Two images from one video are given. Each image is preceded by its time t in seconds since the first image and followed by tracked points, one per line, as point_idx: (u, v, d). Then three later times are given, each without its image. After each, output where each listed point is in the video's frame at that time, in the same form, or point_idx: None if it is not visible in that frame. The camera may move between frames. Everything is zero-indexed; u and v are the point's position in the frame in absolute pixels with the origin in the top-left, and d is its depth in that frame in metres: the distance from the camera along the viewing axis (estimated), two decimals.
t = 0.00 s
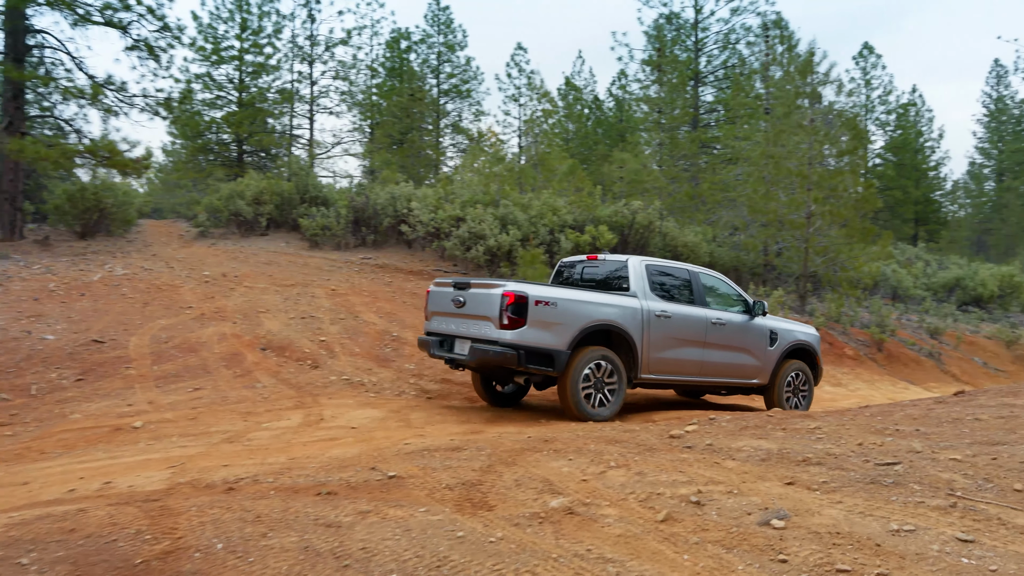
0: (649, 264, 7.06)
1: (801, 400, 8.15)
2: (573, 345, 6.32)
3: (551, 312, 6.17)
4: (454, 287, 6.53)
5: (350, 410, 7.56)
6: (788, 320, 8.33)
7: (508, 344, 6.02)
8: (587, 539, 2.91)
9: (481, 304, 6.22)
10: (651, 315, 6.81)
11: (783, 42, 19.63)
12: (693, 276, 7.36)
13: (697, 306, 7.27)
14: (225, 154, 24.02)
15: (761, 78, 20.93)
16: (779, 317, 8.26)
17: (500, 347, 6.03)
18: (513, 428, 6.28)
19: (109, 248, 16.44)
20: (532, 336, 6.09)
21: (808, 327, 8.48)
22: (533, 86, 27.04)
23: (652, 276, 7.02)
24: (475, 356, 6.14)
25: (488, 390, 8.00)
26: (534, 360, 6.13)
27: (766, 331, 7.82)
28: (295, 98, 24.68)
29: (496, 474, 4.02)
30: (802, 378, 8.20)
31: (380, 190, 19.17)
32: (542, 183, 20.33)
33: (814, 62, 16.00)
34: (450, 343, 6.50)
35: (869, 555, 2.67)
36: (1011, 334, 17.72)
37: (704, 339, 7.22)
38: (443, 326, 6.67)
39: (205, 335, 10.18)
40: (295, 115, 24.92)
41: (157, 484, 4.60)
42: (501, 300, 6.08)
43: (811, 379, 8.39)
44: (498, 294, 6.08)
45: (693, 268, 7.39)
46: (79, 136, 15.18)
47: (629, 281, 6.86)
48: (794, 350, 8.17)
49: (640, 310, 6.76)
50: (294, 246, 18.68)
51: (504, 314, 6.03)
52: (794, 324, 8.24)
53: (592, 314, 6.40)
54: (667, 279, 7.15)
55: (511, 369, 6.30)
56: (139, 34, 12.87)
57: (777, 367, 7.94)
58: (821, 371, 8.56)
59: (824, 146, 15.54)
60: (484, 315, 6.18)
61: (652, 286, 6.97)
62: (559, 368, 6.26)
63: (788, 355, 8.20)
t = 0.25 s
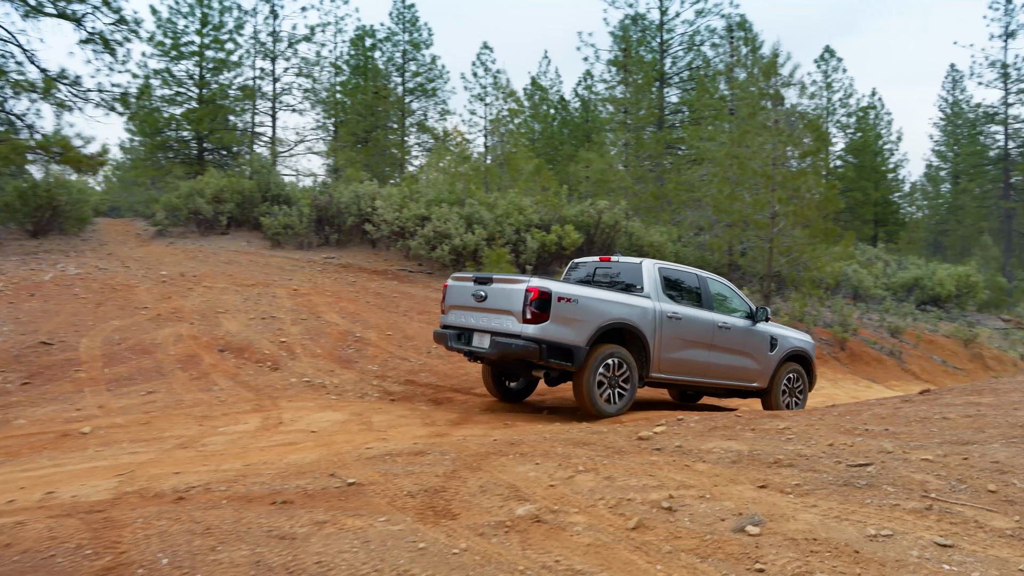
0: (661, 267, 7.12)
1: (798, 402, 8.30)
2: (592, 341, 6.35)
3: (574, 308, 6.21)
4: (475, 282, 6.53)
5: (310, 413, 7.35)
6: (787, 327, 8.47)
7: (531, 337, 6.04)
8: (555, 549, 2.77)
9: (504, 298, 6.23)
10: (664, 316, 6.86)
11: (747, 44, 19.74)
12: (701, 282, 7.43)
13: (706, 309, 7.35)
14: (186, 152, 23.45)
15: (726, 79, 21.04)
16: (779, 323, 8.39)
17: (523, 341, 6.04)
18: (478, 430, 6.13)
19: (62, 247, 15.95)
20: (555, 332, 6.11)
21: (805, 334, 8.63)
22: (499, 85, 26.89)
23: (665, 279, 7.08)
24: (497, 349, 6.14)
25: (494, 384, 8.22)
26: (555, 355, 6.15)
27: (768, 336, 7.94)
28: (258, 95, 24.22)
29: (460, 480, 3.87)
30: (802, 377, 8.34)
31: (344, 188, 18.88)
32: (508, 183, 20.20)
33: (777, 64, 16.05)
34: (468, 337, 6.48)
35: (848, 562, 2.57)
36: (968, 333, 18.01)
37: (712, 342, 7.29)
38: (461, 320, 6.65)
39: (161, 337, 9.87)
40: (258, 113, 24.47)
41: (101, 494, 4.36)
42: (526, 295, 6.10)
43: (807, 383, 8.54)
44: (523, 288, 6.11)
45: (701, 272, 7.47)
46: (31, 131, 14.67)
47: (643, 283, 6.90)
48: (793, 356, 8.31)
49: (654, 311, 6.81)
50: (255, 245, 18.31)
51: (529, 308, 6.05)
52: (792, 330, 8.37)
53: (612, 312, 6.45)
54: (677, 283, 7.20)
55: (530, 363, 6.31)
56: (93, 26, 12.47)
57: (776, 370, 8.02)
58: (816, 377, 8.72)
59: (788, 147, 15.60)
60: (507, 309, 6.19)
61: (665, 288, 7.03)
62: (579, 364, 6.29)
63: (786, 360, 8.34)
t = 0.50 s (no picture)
0: (654, 264, 7.41)
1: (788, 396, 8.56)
2: (596, 331, 6.49)
3: (578, 301, 6.36)
4: (480, 282, 6.66)
5: (271, 417, 7.12)
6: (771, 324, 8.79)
7: (541, 328, 6.16)
8: (524, 563, 2.62)
9: (510, 294, 6.36)
10: (661, 309, 7.12)
11: (714, 45, 19.81)
12: (693, 280, 7.74)
13: (697, 304, 7.64)
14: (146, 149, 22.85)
15: (693, 80, 21.09)
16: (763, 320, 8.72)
17: (533, 332, 6.16)
18: (444, 434, 5.96)
19: (15, 247, 15.41)
20: (562, 323, 6.26)
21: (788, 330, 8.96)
22: (467, 84, 26.71)
23: (659, 275, 7.35)
24: (507, 343, 6.25)
25: (497, 380, 8.49)
26: (563, 345, 6.29)
27: (756, 331, 8.24)
28: (221, 92, 23.74)
29: (424, 488, 3.70)
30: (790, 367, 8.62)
31: (308, 187, 18.55)
32: (476, 182, 20.03)
33: (744, 65, 16.10)
34: (476, 336, 6.59)
35: (829, 574, 2.45)
36: (930, 332, 18.24)
37: (706, 335, 7.57)
38: (468, 321, 6.77)
39: (115, 338, 9.54)
40: (221, 110, 24.00)
41: (42, 506, 4.11)
42: (532, 288, 6.25)
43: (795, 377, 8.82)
44: (529, 282, 6.25)
45: (690, 270, 7.79)
46: None
47: (640, 278, 7.14)
48: (779, 350, 8.62)
49: (652, 304, 7.06)
50: (217, 244, 17.90)
51: (537, 300, 6.18)
52: (777, 326, 8.70)
53: (614, 303, 6.64)
54: (671, 280, 7.49)
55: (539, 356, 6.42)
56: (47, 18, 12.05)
57: (761, 362, 8.27)
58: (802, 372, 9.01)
59: (755, 147, 15.64)
60: (513, 303, 6.31)
61: (659, 283, 7.31)
62: (586, 354, 6.43)
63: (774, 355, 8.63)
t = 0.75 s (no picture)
0: (654, 264, 7.39)
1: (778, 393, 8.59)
2: (602, 332, 6.48)
3: (585, 302, 6.34)
4: (486, 284, 6.60)
5: (231, 420, 6.89)
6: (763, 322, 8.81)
7: (549, 330, 6.13)
8: None
9: (517, 296, 6.31)
10: (661, 310, 7.11)
11: (683, 46, 19.82)
12: (689, 280, 7.72)
13: (695, 304, 7.64)
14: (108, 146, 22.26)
15: (662, 80, 21.09)
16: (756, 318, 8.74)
17: (541, 334, 6.13)
18: (412, 437, 5.79)
19: None
20: (570, 324, 6.23)
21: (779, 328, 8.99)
22: (436, 83, 26.50)
23: (658, 275, 7.33)
24: (516, 344, 6.21)
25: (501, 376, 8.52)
26: (571, 346, 6.27)
27: (750, 330, 8.26)
28: (185, 89, 23.27)
29: (388, 495, 3.53)
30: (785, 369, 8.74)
31: (274, 185, 18.21)
32: (445, 181, 19.84)
33: (713, 66, 16.09)
34: (482, 337, 6.55)
35: None
36: (896, 331, 18.40)
37: (704, 334, 7.57)
38: (474, 322, 6.72)
39: (71, 340, 9.22)
40: (185, 107, 23.52)
41: None
42: (541, 290, 6.20)
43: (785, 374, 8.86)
44: (537, 284, 6.20)
45: (687, 270, 7.78)
46: None
47: (640, 279, 7.10)
48: (772, 348, 8.64)
49: (653, 305, 7.04)
50: (180, 243, 17.49)
51: (545, 302, 6.14)
52: (769, 324, 8.73)
53: (619, 304, 6.63)
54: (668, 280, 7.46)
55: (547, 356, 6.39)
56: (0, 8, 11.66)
57: (756, 360, 8.29)
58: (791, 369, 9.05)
59: (724, 147, 15.62)
60: (522, 305, 6.27)
61: (659, 284, 7.29)
62: (593, 355, 6.41)
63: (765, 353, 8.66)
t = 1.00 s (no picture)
0: (655, 269, 7.37)
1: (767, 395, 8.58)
2: (604, 340, 6.54)
3: (591, 310, 6.38)
4: (491, 287, 6.61)
5: (191, 424, 6.64)
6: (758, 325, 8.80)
7: (554, 338, 6.17)
8: None
9: (523, 302, 6.34)
10: (660, 315, 7.11)
11: (655, 46, 19.79)
12: (688, 284, 7.71)
13: (692, 309, 7.62)
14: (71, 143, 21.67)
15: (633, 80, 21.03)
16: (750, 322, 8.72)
17: (546, 341, 6.18)
18: (378, 442, 5.61)
19: None
20: (575, 332, 6.27)
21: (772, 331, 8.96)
22: (407, 82, 26.24)
23: (658, 280, 7.32)
24: (520, 350, 6.25)
25: (500, 377, 8.52)
26: (574, 353, 6.31)
27: (745, 334, 8.25)
28: (151, 85, 22.76)
29: (350, 505, 3.35)
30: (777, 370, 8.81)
31: (241, 183, 17.84)
32: (416, 180, 19.60)
33: (684, 66, 16.04)
34: (485, 340, 6.56)
35: None
36: (865, 330, 18.51)
37: (700, 339, 7.57)
38: (477, 324, 6.72)
39: (25, 341, 8.88)
40: (151, 103, 22.99)
41: None
42: (547, 298, 6.23)
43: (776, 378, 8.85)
44: (544, 292, 6.23)
45: (687, 275, 7.75)
46: None
47: (641, 285, 7.09)
48: (765, 352, 8.63)
49: (653, 311, 7.05)
50: (144, 243, 17.06)
51: (551, 310, 6.19)
52: (763, 328, 8.71)
53: (621, 312, 6.66)
54: (668, 284, 7.45)
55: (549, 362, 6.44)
56: None
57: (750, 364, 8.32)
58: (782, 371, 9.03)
59: (695, 147, 15.56)
60: (527, 312, 6.30)
61: (659, 290, 7.28)
62: (595, 362, 6.46)
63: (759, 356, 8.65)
